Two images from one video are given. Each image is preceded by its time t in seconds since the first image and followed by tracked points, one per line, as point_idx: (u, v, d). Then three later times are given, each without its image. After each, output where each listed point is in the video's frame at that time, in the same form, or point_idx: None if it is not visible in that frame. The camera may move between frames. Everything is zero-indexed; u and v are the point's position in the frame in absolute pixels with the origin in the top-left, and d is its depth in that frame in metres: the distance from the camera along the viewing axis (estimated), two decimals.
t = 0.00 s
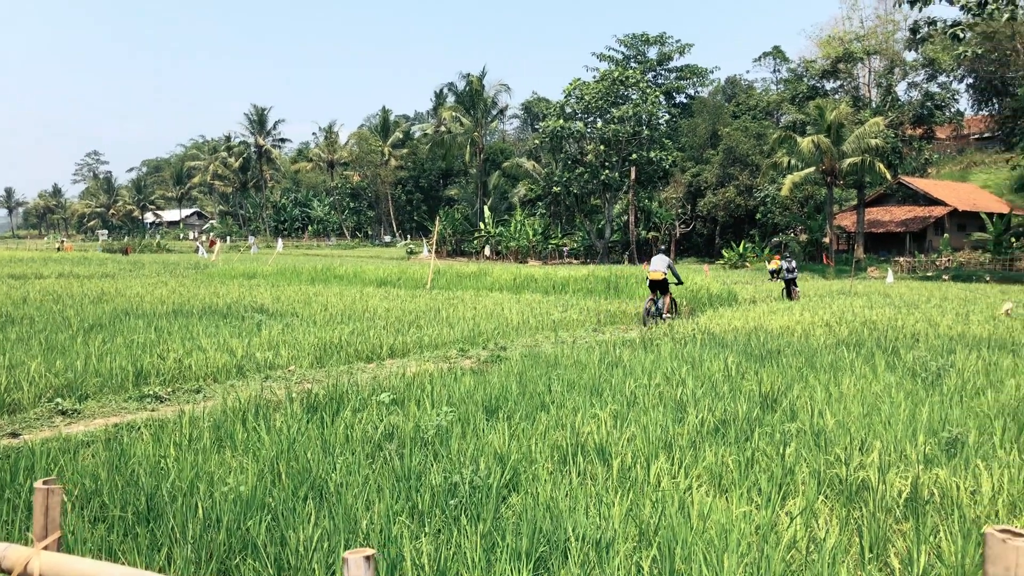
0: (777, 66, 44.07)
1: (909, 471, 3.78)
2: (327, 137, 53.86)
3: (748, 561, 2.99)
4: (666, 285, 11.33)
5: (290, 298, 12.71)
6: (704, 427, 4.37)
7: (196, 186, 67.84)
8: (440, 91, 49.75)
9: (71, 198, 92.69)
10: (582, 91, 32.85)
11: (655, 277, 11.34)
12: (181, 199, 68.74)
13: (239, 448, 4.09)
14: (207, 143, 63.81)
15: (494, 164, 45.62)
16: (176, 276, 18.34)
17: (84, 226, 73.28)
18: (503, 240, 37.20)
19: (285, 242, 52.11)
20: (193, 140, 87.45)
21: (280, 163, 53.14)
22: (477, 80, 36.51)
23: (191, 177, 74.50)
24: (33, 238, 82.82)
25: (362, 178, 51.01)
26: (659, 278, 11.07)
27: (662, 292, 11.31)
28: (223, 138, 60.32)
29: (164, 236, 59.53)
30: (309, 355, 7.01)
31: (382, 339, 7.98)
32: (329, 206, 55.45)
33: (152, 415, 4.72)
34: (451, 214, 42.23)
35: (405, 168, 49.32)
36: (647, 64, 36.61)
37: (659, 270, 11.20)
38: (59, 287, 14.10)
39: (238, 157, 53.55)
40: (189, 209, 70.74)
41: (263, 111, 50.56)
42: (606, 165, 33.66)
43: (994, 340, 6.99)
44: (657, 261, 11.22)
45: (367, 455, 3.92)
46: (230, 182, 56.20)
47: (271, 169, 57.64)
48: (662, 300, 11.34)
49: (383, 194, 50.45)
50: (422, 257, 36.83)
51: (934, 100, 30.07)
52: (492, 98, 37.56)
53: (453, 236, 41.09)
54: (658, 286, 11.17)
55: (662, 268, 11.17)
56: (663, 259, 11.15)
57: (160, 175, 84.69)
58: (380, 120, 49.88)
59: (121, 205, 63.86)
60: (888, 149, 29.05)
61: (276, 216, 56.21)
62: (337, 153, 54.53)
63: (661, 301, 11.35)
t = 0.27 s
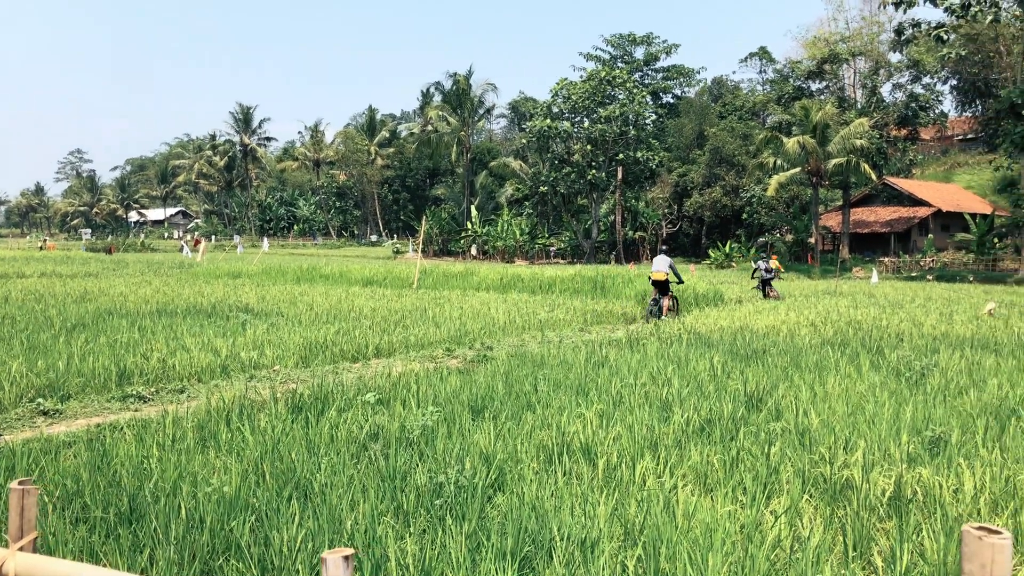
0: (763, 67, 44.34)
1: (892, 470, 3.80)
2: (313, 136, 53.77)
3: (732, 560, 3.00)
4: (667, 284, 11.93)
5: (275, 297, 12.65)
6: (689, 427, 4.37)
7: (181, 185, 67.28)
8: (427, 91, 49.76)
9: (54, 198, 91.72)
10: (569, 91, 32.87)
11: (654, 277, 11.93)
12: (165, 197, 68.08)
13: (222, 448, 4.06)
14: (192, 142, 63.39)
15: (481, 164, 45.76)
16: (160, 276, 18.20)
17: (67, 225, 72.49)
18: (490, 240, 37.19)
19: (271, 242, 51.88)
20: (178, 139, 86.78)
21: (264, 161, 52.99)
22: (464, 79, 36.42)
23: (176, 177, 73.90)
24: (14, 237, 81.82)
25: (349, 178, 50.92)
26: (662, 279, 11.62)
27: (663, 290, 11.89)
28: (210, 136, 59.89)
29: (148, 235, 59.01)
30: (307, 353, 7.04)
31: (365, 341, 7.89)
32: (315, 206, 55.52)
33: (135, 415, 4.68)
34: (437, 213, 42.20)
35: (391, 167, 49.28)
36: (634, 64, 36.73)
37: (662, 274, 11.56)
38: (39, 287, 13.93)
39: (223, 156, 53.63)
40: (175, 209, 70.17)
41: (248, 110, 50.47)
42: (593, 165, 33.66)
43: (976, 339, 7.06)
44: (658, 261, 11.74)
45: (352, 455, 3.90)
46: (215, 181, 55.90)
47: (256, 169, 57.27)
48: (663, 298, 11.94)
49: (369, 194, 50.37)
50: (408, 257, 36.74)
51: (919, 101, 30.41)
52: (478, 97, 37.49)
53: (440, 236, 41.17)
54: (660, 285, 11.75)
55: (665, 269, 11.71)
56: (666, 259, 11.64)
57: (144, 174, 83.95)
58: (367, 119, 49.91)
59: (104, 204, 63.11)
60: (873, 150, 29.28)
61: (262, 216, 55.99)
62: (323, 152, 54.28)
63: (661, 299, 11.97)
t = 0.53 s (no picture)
0: (752, 66, 44.48)
1: (878, 468, 3.83)
2: (302, 135, 53.65)
3: (719, 558, 3.01)
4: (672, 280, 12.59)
5: (263, 296, 12.61)
6: (677, 426, 4.38)
7: (168, 184, 66.79)
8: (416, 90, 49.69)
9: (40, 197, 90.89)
10: (558, 91, 32.83)
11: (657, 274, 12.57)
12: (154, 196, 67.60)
13: (209, 449, 4.05)
14: (180, 141, 63.00)
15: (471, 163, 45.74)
16: (146, 276, 18.08)
17: (53, 224, 71.86)
18: (480, 239, 37.45)
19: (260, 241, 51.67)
20: (166, 137, 86.20)
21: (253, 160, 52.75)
22: (453, 79, 36.30)
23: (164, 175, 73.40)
24: None
25: (337, 177, 50.82)
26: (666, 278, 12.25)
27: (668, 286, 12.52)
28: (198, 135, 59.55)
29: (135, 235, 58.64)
30: (297, 354, 7.01)
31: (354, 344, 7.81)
32: (304, 205, 55.36)
33: (122, 416, 4.67)
34: (427, 213, 42.14)
35: (380, 167, 49.17)
36: (623, 64, 36.76)
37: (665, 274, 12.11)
38: (22, 287, 13.80)
39: (212, 155, 53.35)
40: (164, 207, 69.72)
41: (235, 109, 50.30)
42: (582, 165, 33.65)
43: (960, 338, 7.10)
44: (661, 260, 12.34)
45: (340, 455, 3.90)
46: (203, 180, 55.59)
47: (244, 168, 56.95)
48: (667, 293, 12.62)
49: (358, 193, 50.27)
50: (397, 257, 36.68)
51: (905, 101, 30.46)
52: (467, 96, 37.34)
53: (429, 236, 41.02)
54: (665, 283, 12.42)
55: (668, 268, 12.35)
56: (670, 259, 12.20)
57: (132, 173, 83.31)
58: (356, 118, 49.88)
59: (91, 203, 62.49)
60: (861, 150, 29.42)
61: (250, 215, 56.09)
62: (312, 151, 54.06)
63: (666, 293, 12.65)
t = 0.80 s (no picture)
0: (740, 67, 44.69)
1: (865, 468, 3.85)
2: (291, 136, 53.61)
3: (707, 559, 3.01)
4: (675, 279, 13.15)
5: (252, 298, 12.59)
6: (666, 427, 4.39)
7: (157, 184, 66.42)
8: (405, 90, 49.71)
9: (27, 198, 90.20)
10: (548, 91, 33.04)
11: (659, 275, 13.17)
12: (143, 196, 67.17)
13: (197, 451, 4.04)
14: (169, 142, 62.69)
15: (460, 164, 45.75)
16: (133, 277, 17.98)
17: (41, 224, 71.29)
18: (470, 240, 37.36)
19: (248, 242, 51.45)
20: (155, 138, 85.74)
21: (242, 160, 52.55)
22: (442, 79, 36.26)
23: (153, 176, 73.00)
24: None
25: (326, 177, 50.80)
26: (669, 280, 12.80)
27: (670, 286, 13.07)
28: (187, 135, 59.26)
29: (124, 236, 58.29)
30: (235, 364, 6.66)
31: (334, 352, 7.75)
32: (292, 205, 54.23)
33: (108, 418, 4.65)
34: (416, 214, 42.09)
35: (369, 167, 49.05)
36: (612, 66, 36.96)
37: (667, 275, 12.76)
38: (6, 289, 13.71)
39: (200, 156, 53.17)
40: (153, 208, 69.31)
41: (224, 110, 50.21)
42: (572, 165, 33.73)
43: (947, 338, 7.15)
44: (662, 263, 12.88)
45: (327, 458, 3.89)
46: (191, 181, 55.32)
47: (234, 168, 56.73)
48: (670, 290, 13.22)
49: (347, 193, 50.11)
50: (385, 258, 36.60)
51: (892, 103, 30.65)
52: (457, 97, 37.27)
53: (418, 236, 41.08)
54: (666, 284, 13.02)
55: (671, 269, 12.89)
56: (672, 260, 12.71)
57: (119, 174, 82.80)
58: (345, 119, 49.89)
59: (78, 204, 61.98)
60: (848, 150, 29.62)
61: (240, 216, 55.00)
62: (301, 152, 53.92)
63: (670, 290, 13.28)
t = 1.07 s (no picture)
0: (726, 69, 44.92)
1: (850, 467, 3.87)
2: (278, 137, 53.50)
3: (693, 559, 3.02)
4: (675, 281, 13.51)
5: (238, 300, 12.55)
6: (652, 427, 4.40)
7: (142, 186, 65.88)
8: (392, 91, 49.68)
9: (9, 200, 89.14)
10: (535, 92, 33.38)
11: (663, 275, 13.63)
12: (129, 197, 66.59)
13: (183, 454, 4.02)
14: (154, 143, 62.26)
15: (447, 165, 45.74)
16: (115, 279, 17.80)
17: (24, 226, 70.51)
18: (457, 241, 37.00)
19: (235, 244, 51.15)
20: (140, 139, 85.08)
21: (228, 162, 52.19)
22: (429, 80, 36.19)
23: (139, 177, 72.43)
24: None
25: (313, 178, 50.68)
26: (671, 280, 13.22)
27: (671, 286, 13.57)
28: (173, 136, 58.86)
29: (109, 238, 57.80)
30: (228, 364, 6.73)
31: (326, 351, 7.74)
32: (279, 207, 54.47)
33: (91, 422, 4.62)
34: (404, 215, 41.94)
35: (356, 168, 48.86)
36: (599, 67, 37.20)
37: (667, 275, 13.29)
38: None
39: (186, 157, 52.86)
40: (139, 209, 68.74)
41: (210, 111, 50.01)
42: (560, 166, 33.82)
43: (931, 338, 7.20)
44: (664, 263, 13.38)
45: (314, 460, 3.88)
46: (177, 182, 54.92)
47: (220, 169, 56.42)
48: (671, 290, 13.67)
49: (334, 194, 49.94)
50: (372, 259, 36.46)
51: (877, 104, 30.93)
52: (444, 98, 37.16)
53: (406, 238, 40.93)
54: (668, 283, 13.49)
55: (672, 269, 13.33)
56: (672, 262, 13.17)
57: (104, 175, 82.06)
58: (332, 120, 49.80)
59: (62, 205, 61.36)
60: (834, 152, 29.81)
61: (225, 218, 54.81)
62: (288, 153, 53.85)
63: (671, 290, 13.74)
